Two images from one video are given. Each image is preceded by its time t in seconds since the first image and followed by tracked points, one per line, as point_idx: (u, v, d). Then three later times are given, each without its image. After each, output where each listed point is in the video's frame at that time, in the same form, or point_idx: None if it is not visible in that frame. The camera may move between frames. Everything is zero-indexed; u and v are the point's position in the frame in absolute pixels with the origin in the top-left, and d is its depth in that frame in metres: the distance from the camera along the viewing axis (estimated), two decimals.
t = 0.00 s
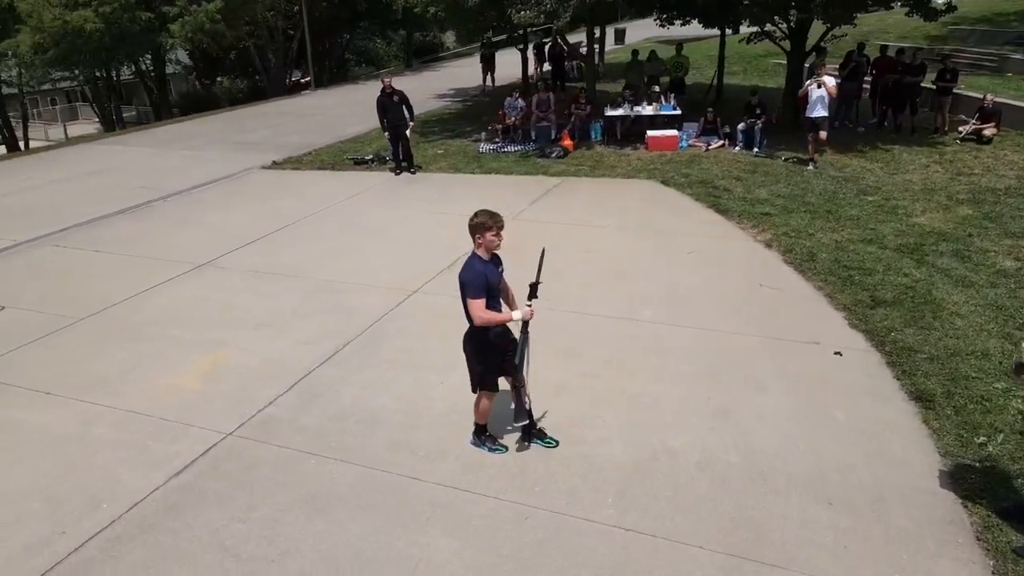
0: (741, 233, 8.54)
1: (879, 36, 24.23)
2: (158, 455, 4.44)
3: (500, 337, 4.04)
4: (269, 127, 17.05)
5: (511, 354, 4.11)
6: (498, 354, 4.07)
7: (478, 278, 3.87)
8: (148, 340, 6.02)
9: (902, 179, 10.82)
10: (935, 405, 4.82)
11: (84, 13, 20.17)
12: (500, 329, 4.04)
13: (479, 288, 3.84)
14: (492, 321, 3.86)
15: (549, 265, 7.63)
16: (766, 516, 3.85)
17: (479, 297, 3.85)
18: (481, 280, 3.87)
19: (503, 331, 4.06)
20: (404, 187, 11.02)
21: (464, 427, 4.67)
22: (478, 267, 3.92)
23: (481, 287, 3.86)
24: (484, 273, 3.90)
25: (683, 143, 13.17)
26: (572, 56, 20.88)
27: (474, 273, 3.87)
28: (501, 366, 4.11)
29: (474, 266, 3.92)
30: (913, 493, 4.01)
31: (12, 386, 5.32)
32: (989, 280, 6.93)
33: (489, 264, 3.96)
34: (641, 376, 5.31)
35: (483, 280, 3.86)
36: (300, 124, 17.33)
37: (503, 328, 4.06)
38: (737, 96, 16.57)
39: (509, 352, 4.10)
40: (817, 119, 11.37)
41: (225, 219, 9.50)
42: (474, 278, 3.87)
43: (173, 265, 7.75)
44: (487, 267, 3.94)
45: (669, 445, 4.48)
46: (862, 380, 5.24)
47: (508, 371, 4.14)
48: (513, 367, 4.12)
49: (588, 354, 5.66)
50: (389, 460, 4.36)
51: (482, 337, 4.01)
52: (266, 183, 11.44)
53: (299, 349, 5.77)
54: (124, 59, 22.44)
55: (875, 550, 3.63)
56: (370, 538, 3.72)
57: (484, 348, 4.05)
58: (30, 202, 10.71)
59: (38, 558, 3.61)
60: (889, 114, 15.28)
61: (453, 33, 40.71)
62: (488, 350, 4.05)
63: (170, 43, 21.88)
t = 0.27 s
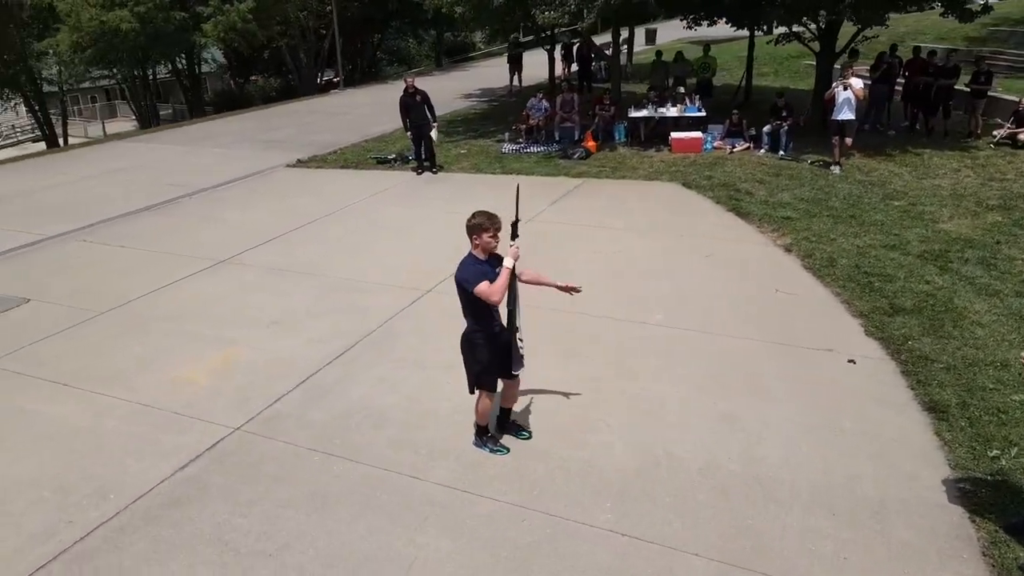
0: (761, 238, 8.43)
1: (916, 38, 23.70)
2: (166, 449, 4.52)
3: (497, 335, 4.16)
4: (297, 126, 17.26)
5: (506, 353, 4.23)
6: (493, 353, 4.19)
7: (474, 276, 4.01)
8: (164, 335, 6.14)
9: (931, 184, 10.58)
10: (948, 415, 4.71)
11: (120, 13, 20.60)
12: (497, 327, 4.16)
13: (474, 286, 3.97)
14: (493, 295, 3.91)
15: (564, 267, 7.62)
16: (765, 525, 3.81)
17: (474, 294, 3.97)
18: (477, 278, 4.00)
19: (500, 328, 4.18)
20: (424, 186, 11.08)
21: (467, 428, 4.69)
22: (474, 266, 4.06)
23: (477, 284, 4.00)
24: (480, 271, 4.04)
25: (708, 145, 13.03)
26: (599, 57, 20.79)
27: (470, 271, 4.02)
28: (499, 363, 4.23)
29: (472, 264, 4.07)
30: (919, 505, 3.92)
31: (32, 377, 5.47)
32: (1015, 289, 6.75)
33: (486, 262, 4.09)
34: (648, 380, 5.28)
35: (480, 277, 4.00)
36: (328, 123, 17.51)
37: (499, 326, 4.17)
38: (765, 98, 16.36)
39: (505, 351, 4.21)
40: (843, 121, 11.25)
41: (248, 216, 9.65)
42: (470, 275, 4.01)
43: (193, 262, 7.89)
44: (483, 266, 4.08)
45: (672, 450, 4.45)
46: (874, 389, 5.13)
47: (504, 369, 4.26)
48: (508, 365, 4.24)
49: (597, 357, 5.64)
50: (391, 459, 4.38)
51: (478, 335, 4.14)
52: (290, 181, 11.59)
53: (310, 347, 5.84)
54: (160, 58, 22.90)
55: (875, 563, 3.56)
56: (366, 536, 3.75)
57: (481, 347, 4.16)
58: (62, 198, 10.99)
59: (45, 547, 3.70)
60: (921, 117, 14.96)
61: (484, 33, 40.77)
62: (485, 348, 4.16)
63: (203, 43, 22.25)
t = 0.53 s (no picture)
0: (783, 247, 8.30)
1: (957, 44, 23.14)
2: (177, 446, 4.61)
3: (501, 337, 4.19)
4: (328, 130, 17.48)
5: (508, 356, 4.27)
6: (497, 356, 4.21)
7: (478, 279, 4.04)
8: (184, 333, 6.25)
9: (964, 194, 10.32)
10: (966, 431, 4.58)
11: (159, 18, 21.10)
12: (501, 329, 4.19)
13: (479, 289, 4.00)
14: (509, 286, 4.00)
15: (581, 273, 7.58)
16: (767, 539, 3.74)
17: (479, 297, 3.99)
18: (481, 281, 4.03)
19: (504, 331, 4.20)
20: (448, 190, 11.13)
21: (473, 432, 4.69)
22: (477, 269, 4.09)
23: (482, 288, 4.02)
24: (484, 274, 4.06)
25: (735, 152, 12.89)
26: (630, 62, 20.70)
27: (474, 275, 4.04)
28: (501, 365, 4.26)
29: (475, 268, 4.09)
30: (929, 523, 3.82)
31: (55, 372, 5.61)
32: None
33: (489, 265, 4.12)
34: (659, 388, 5.23)
35: (485, 280, 4.02)
36: (358, 127, 17.71)
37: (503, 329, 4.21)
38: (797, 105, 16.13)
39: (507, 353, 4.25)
40: (874, 129, 11.08)
41: (273, 218, 9.79)
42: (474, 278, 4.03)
43: (217, 262, 8.03)
44: (487, 269, 4.11)
45: (677, 460, 4.40)
46: (891, 402, 5.01)
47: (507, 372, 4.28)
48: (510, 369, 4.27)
49: (608, 364, 5.60)
50: (395, 461, 4.40)
51: (483, 338, 4.16)
52: (316, 184, 11.74)
53: (324, 348, 5.90)
54: (197, 62, 23.39)
55: None
56: (365, 537, 3.77)
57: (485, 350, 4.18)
58: (96, 197, 11.27)
59: (54, 538, 3.79)
60: (958, 125, 14.60)
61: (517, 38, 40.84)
62: (489, 352, 4.18)
63: (238, 47, 22.67)
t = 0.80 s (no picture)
0: (808, 255, 8.16)
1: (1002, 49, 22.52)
2: (189, 441, 4.69)
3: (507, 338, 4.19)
4: (358, 132, 17.68)
5: (514, 358, 4.28)
6: (503, 358, 4.21)
7: (484, 281, 4.05)
8: (204, 330, 6.37)
9: (999, 203, 10.03)
10: (985, 446, 4.45)
11: (197, 21, 21.56)
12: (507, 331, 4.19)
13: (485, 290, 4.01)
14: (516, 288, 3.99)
15: (599, 278, 7.54)
16: (771, 551, 3.68)
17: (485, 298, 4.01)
18: (486, 283, 4.04)
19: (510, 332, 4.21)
20: (472, 193, 11.17)
21: (480, 435, 4.70)
22: (483, 271, 4.10)
23: (488, 290, 4.03)
24: (489, 276, 4.08)
25: (764, 157, 12.72)
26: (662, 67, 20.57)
27: (480, 277, 4.07)
28: (508, 367, 4.26)
29: (481, 270, 4.11)
30: (940, 540, 3.72)
31: (78, 366, 5.75)
32: None
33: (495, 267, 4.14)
34: (669, 394, 5.18)
35: (492, 282, 4.03)
36: (388, 129, 17.87)
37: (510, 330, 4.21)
38: (831, 111, 15.86)
39: (512, 355, 4.26)
40: (908, 136, 10.85)
41: (298, 219, 9.92)
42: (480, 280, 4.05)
43: (241, 262, 8.17)
44: (493, 271, 4.12)
45: (684, 468, 4.35)
46: (909, 414, 4.89)
47: (512, 373, 4.30)
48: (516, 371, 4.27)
49: (620, 370, 5.56)
50: (401, 462, 4.43)
51: (489, 340, 4.16)
52: (343, 185, 11.88)
53: (338, 348, 5.96)
54: (234, 64, 23.84)
55: None
56: (366, 537, 3.79)
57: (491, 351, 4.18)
58: (130, 196, 11.55)
59: (66, 527, 3.88)
60: (997, 133, 14.22)
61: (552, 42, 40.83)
62: (496, 353, 4.18)
63: (274, 50, 23.05)
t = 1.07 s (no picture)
0: (829, 261, 8.02)
1: None
2: (199, 435, 4.77)
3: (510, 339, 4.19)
4: (385, 132, 17.81)
5: (517, 359, 4.27)
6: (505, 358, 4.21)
7: (486, 281, 4.06)
8: (220, 326, 6.47)
9: None
10: (999, 459, 4.34)
11: (230, 22, 21.91)
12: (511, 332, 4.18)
13: (486, 290, 4.03)
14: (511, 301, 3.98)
15: (615, 280, 7.49)
16: (771, 561, 3.63)
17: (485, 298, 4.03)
18: (488, 283, 4.06)
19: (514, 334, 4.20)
20: (493, 193, 11.19)
21: (484, 436, 4.71)
22: (486, 271, 4.12)
23: (490, 290, 4.04)
24: (492, 276, 4.10)
25: (791, 161, 12.54)
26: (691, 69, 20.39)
27: (482, 277, 4.09)
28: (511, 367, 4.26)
29: (484, 270, 4.12)
30: (946, 555, 3.64)
31: (97, 359, 5.88)
32: None
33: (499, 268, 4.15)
34: (678, 399, 5.14)
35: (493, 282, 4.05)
36: (414, 129, 17.98)
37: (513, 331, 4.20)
38: (862, 114, 15.58)
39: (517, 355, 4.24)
40: (938, 140, 10.62)
41: (320, 218, 10.03)
42: (482, 280, 4.07)
43: (261, 259, 8.29)
44: (496, 271, 4.13)
45: (688, 474, 4.31)
46: (923, 424, 4.79)
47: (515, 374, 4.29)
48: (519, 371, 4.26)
49: (629, 373, 5.53)
50: (403, 461, 4.46)
51: (492, 340, 4.16)
52: (365, 185, 11.98)
53: (350, 346, 6.01)
54: (266, 64, 24.18)
55: None
56: (364, 534, 3.82)
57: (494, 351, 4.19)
58: (158, 193, 11.78)
59: (75, 517, 3.98)
60: None
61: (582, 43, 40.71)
62: (498, 353, 4.18)
63: (304, 51, 23.33)
